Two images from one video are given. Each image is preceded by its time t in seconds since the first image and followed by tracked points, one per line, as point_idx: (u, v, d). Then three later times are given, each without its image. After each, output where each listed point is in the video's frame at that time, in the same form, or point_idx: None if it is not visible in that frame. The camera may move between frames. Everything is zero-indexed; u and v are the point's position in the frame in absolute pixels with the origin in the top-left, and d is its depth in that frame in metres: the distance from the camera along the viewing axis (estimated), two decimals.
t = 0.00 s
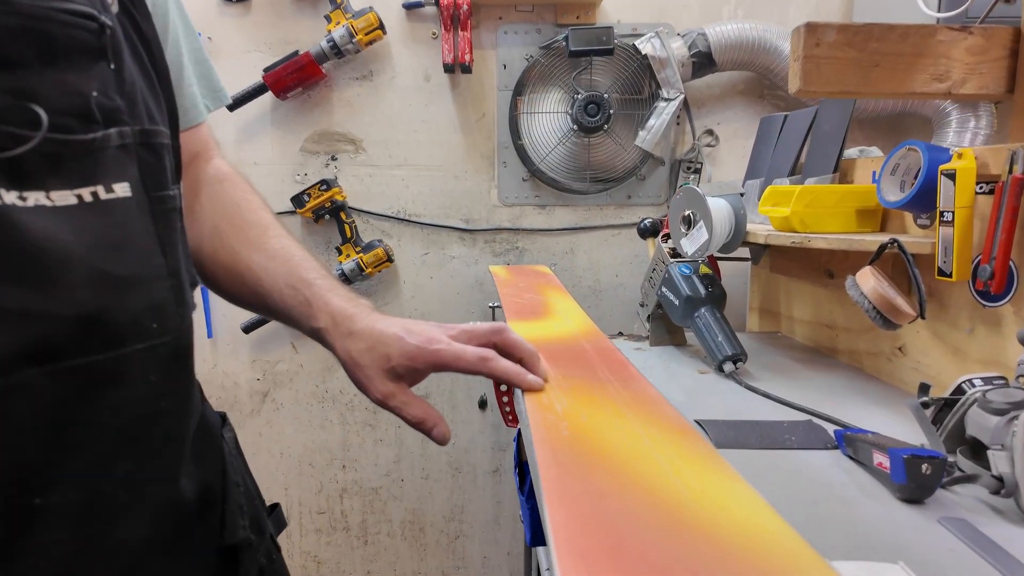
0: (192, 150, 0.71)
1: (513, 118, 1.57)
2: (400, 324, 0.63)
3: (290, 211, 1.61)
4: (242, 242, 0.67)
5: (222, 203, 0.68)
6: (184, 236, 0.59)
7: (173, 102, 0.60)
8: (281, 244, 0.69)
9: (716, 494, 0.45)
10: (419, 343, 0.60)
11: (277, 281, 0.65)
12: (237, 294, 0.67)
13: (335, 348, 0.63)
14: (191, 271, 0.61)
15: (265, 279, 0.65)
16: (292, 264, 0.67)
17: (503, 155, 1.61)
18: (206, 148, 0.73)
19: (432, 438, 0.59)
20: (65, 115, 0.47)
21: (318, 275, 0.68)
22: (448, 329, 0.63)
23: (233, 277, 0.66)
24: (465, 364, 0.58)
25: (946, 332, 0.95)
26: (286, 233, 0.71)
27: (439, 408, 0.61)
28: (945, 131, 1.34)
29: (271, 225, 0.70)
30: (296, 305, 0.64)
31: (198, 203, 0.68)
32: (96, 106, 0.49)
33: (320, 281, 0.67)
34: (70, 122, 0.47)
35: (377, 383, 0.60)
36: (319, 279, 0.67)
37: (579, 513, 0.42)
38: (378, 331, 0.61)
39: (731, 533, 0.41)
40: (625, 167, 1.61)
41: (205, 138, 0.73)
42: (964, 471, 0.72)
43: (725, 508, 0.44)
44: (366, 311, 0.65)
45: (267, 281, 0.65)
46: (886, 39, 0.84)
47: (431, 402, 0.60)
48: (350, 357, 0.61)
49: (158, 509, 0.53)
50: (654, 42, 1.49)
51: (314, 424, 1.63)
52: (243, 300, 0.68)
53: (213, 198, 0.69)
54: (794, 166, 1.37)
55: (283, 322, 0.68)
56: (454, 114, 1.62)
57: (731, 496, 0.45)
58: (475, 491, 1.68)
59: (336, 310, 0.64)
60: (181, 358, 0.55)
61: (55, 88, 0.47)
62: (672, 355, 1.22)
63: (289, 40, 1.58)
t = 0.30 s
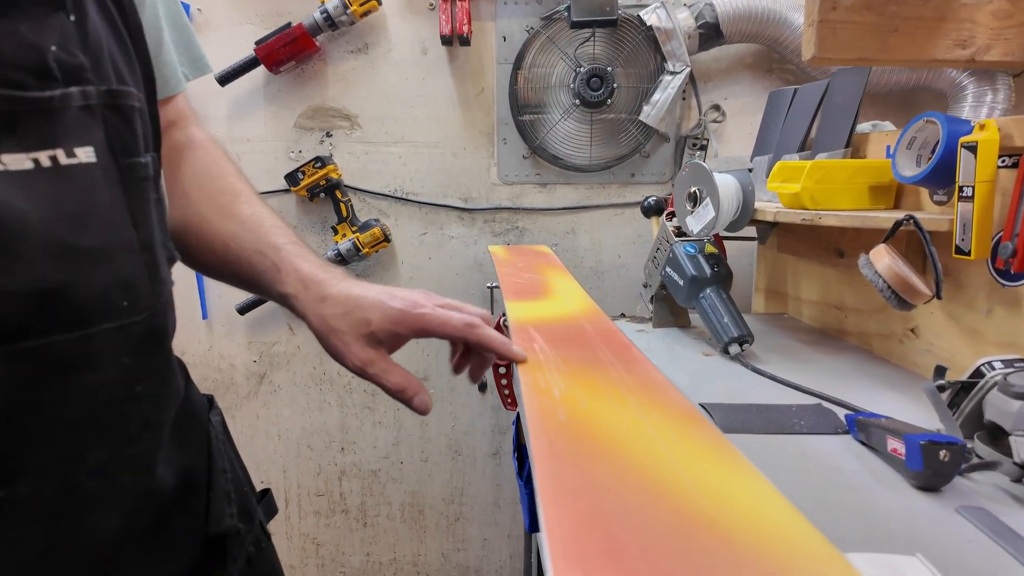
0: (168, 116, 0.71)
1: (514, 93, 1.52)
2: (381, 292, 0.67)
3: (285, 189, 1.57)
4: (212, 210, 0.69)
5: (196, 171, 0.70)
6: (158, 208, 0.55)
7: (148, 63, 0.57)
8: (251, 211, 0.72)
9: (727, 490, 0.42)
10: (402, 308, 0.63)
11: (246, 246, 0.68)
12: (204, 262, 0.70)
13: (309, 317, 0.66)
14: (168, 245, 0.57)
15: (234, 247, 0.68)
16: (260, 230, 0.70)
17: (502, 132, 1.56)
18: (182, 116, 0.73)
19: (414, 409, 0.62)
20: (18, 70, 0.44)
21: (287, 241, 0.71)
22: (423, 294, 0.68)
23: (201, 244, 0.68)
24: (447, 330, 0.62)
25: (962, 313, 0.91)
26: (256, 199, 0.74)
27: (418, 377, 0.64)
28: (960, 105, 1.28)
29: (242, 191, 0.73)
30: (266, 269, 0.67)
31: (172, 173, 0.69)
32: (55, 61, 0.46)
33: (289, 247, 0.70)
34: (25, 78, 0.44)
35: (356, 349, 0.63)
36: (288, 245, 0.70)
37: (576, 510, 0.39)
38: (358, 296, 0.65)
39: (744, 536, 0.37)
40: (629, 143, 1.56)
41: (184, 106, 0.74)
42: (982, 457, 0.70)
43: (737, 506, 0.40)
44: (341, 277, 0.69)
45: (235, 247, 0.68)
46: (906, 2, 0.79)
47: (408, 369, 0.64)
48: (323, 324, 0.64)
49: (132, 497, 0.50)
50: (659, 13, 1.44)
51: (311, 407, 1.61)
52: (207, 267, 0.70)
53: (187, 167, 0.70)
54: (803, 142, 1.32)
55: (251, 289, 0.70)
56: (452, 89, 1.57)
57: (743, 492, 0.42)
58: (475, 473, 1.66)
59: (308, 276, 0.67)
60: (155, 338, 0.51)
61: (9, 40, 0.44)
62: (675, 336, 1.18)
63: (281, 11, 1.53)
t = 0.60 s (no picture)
0: (145, 87, 0.67)
1: (517, 68, 1.45)
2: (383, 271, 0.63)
3: (279, 169, 1.52)
4: (197, 181, 0.64)
5: (180, 143, 0.66)
6: (135, 185, 0.50)
7: (119, 26, 0.51)
8: (242, 186, 0.67)
9: (751, 498, 0.37)
10: (408, 282, 0.59)
11: (236, 219, 0.64)
12: (183, 239, 0.65)
13: (303, 291, 0.60)
14: (146, 225, 0.52)
15: (223, 221, 0.63)
16: (250, 203, 0.65)
17: (505, 109, 1.50)
18: (160, 89, 0.68)
19: (404, 396, 0.57)
20: None
21: (281, 216, 0.66)
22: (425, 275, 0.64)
23: (183, 219, 0.64)
24: (455, 306, 0.58)
25: (986, 298, 0.86)
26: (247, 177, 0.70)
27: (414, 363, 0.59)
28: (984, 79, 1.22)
29: (230, 166, 0.68)
30: (257, 242, 0.63)
31: (151, 145, 0.65)
32: (15, 23, 0.41)
33: (284, 221, 0.66)
34: None
35: (352, 323, 0.58)
36: (282, 219, 0.66)
37: (582, 519, 0.34)
38: (359, 270, 0.61)
39: (773, 555, 0.32)
40: (637, 121, 1.50)
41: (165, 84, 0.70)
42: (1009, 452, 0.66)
43: (762, 517, 0.35)
44: (341, 253, 0.65)
45: (222, 221, 0.63)
46: None
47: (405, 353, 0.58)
48: (319, 297, 0.59)
49: (115, 498, 0.46)
50: None
51: (310, 393, 1.57)
52: (187, 246, 0.65)
53: (169, 139, 0.65)
54: (820, 119, 1.26)
55: (246, 270, 0.65)
56: (452, 65, 1.50)
57: (769, 501, 0.37)
58: (477, 461, 1.63)
59: (305, 250, 0.62)
60: (134, 325, 0.47)
61: None
62: (684, 322, 1.14)
63: None
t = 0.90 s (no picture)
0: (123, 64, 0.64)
1: (519, 50, 1.41)
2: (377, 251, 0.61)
3: (277, 155, 1.49)
4: (182, 161, 0.62)
5: (163, 122, 0.63)
6: (106, 171, 0.48)
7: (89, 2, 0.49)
8: (228, 166, 0.65)
9: (761, 508, 0.34)
10: (404, 261, 0.58)
11: (223, 200, 0.61)
12: (172, 223, 0.62)
13: (294, 272, 0.59)
14: (121, 215, 0.50)
15: (211, 201, 0.61)
16: (237, 183, 0.63)
17: (507, 93, 1.46)
18: (136, 65, 0.65)
19: (403, 375, 0.56)
20: None
21: (269, 197, 0.64)
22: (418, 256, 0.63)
23: (170, 202, 0.61)
24: (452, 286, 0.57)
25: (1003, 288, 0.83)
26: (233, 157, 0.67)
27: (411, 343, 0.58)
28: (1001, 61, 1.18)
29: (215, 145, 0.66)
30: (246, 223, 0.60)
31: (134, 125, 0.63)
32: None
33: (272, 202, 0.64)
34: None
35: (348, 304, 0.57)
36: (269, 199, 0.64)
37: (575, 529, 0.31)
38: (353, 250, 0.59)
39: (783, 575, 0.29)
40: (642, 105, 1.46)
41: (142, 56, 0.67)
42: None
43: (773, 531, 0.32)
44: (332, 234, 0.63)
45: (209, 202, 0.61)
46: None
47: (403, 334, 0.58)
48: (311, 279, 0.58)
49: (91, 503, 0.44)
50: None
51: (310, 381, 1.56)
52: (175, 229, 0.63)
53: (153, 118, 0.63)
54: (831, 103, 1.22)
55: (234, 252, 0.63)
56: (453, 47, 1.47)
57: (781, 513, 0.34)
58: (478, 450, 1.61)
59: (296, 231, 0.61)
60: (107, 321, 0.45)
61: None
62: (689, 312, 1.11)
63: None
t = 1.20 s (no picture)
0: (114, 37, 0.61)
1: (522, 33, 1.38)
2: (392, 240, 0.60)
3: (276, 141, 1.47)
4: (183, 139, 0.60)
5: (161, 99, 0.61)
6: (73, 151, 0.46)
7: None
8: (230, 146, 0.62)
9: (775, 515, 0.32)
10: (423, 254, 0.58)
11: (228, 182, 0.59)
12: (172, 204, 0.60)
13: (309, 262, 0.58)
14: (91, 198, 0.47)
15: (215, 184, 0.59)
16: (243, 165, 0.61)
17: (510, 77, 1.43)
18: (129, 38, 0.63)
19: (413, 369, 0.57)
20: None
21: (277, 180, 0.62)
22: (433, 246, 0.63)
23: (172, 182, 0.59)
24: (470, 278, 0.57)
25: (1020, 277, 0.81)
26: (234, 136, 0.65)
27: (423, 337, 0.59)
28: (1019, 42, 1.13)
29: (215, 124, 0.64)
30: (255, 209, 0.58)
31: (131, 100, 0.60)
32: None
33: (281, 185, 0.62)
34: None
35: (366, 297, 0.57)
36: (278, 183, 0.62)
37: (574, 536, 0.29)
38: (370, 240, 0.59)
39: None
40: (648, 89, 1.43)
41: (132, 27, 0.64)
42: None
43: (788, 540, 0.30)
44: (345, 222, 0.62)
45: (212, 184, 0.58)
46: None
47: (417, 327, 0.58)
48: (327, 270, 0.57)
49: (61, 499, 0.43)
50: None
51: (311, 371, 1.55)
52: (176, 211, 0.61)
53: (150, 95, 0.61)
54: (842, 88, 1.19)
55: (239, 236, 0.61)
56: (454, 30, 1.43)
57: (797, 519, 0.31)
58: (481, 440, 1.60)
59: (308, 217, 0.59)
60: (75, 310, 0.43)
61: None
62: (695, 302, 1.09)
63: None
